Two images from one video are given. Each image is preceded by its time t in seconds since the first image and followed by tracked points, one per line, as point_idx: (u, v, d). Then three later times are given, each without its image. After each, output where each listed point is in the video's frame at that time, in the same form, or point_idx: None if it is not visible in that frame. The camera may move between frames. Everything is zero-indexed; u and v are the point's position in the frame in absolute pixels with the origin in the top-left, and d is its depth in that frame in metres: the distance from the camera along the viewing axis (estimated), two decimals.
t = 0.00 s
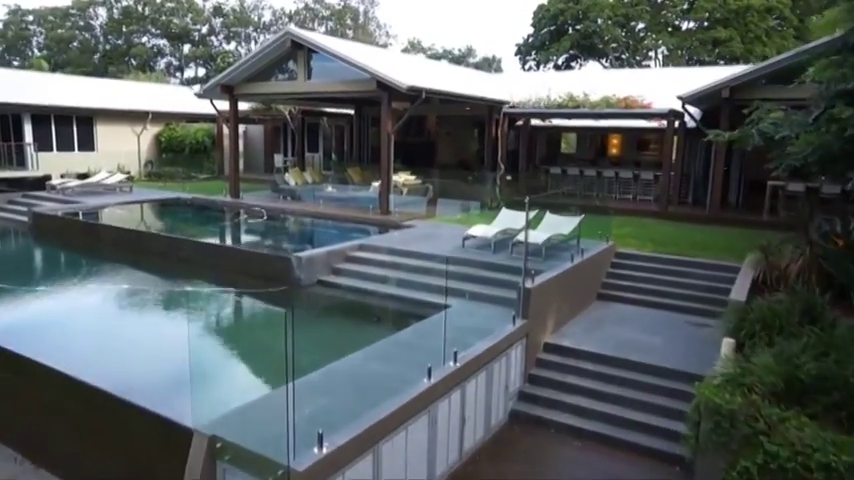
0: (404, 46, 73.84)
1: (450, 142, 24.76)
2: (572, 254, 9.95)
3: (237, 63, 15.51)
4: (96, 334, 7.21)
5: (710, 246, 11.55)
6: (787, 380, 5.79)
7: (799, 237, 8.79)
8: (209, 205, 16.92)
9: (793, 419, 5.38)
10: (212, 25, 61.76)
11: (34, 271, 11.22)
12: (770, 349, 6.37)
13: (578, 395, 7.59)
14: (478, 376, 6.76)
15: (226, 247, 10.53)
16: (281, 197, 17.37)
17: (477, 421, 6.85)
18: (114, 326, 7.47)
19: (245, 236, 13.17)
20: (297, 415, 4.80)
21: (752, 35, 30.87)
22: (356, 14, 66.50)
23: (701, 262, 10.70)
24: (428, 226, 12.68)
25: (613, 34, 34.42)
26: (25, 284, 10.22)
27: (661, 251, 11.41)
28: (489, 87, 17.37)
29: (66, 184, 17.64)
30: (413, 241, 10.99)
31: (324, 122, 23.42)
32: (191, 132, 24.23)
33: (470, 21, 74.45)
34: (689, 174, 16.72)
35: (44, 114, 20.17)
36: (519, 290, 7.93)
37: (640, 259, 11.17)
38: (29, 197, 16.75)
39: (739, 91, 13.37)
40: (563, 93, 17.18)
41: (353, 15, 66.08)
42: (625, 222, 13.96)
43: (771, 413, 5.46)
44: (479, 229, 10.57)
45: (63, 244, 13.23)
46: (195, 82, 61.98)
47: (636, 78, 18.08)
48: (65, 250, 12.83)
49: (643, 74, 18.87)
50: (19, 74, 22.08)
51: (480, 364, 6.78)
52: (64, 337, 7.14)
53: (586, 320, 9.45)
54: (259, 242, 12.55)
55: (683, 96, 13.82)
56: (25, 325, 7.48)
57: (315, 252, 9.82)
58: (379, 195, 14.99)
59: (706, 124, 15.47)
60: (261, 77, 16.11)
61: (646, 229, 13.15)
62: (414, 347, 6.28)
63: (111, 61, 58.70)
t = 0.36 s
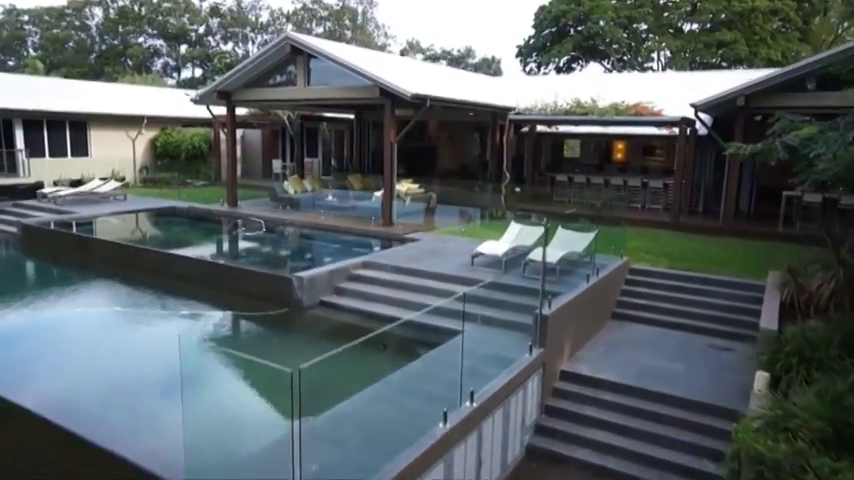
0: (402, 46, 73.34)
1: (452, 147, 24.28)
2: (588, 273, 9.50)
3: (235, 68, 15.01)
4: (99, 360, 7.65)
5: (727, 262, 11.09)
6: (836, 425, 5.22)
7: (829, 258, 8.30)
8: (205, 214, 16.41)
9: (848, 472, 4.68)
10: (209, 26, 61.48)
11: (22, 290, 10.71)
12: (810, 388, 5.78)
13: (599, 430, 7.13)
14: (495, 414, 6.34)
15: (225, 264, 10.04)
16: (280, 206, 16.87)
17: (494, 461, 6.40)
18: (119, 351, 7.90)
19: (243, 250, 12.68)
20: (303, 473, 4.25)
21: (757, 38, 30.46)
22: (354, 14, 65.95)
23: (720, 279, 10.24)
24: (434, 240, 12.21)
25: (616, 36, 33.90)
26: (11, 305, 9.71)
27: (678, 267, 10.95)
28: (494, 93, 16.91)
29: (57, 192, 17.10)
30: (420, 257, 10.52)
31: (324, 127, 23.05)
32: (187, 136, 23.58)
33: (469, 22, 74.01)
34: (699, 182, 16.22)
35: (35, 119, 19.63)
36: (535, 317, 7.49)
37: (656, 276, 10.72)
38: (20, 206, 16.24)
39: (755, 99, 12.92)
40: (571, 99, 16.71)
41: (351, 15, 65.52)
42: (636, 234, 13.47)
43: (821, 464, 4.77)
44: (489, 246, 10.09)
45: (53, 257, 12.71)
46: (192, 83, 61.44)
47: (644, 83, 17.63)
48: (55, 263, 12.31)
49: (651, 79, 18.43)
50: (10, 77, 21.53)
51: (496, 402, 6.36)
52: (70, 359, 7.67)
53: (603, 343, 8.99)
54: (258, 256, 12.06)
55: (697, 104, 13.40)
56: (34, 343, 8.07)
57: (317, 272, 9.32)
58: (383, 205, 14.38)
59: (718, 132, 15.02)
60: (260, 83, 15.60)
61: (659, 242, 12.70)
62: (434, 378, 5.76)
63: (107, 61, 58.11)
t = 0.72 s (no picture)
0: (399, 46, 72.80)
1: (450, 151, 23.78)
2: (603, 294, 9.03)
3: (229, 74, 14.48)
4: (89, 370, 7.57)
5: (744, 279, 10.64)
6: None
7: None
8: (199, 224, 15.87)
9: None
10: (203, 25, 61.05)
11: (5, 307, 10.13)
12: None
13: (620, 470, 6.66)
14: (513, 458, 5.87)
15: (219, 284, 9.54)
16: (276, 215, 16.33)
17: None
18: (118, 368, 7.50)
19: (239, 266, 12.16)
20: None
21: (759, 40, 30.16)
22: (349, 14, 65.38)
23: (739, 298, 9.80)
24: (438, 255, 11.72)
25: (616, 38, 33.45)
26: None
27: (692, 284, 10.51)
28: (497, 99, 16.43)
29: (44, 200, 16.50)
30: (424, 276, 10.03)
31: (321, 132, 22.54)
32: (181, 141, 22.98)
33: (466, 22, 73.65)
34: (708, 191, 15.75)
35: (23, 124, 19.02)
36: (552, 347, 7.02)
37: (671, 294, 10.25)
38: (6, 216, 15.66)
39: (769, 107, 12.54)
40: (576, 105, 16.23)
41: (346, 15, 64.94)
42: (646, 247, 12.96)
43: None
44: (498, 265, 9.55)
45: (39, 272, 12.14)
46: (185, 83, 60.80)
47: (650, 89, 17.18)
48: (42, 279, 11.74)
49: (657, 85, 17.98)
50: None
51: (515, 446, 5.89)
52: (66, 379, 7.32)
53: (619, 369, 8.53)
54: (254, 274, 11.53)
55: (709, 113, 12.94)
56: (32, 361, 7.77)
57: (317, 294, 8.81)
58: (383, 216, 13.72)
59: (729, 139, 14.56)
60: (256, 90, 15.10)
61: (671, 257, 12.25)
62: (454, 414, 5.30)
63: (99, 61, 57.40)
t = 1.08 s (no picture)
0: (400, 48, 72.33)
1: (453, 156, 23.28)
2: (623, 317, 8.57)
3: (228, 80, 14.00)
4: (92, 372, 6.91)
5: (767, 297, 10.17)
6: None
7: None
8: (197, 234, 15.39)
9: None
10: (202, 26, 60.69)
11: None
12: None
13: None
14: None
15: (216, 305, 9.06)
16: (275, 225, 15.80)
17: None
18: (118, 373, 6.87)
19: (238, 281, 11.66)
20: None
21: (768, 43, 29.67)
22: (350, 16, 64.93)
23: (763, 318, 9.32)
24: (445, 270, 11.24)
25: (621, 41, 32.97)
26: None
27: (712, 302, 10.04)
28: (505, 105, 15.97)
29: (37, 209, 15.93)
30: (433, 295, 9.56)
31: (322, 137, 22.09)
32: (179, 147, 22.44)
33: (468, 22, 73.19)
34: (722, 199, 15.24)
35: (17, 130, 18.54)
36: (574, 380, 6.56)
37: (691, 312, 9.76)
38: None
39: (789, 116, 12.15)
40: (585, 112, 15.76)
41: (347, 17, 64.47)
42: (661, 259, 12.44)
43: None
44: (513, 285, 9.02)
45: (30, 287, 11.66)
46: (185, 85, 60.33)
47: (661, 96, 16.71)
48: (33, 294, 11.28)
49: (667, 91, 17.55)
50: None
51: None
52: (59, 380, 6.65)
53: (641, 396, 8.06)
54: (255, 290, 11.01)
55: (726, 121, 12.50)
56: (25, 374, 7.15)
57: (321, 317, 8.34)
58: (388, 227, 13.25)
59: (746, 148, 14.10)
60: (255, 96, 14.63)
61: (687, 271, 11.78)
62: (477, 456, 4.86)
63: (98, 63, 56.85)
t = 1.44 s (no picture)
0: (403, 49, 71.73)
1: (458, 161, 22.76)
2: (651, 345, 8.02)
3: (228, 87, 13.46)
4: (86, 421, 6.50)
5: (798, 320, 9.57)
6: None
7: None
8: (196, 245, 14.85)
9: None
10: (204, 27, 60.36)
11: None
12: None
13: None
14: None
15: (212, 330, 8.54)
16: (277, 236, 15.24)
17: None
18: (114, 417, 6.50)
19: (238, 299, 11.11)
20: None
21: (780, 44, 29.02)
22: (352, 16, 64.42)
23: (798, 344, 8.71)
24: (456, 289, 10.67)
25: (629, 43, 32.38)
26: None
27: (740, 324, 9.45)
28: (515, 112, 15.41)
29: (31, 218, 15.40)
30: (444, 318, 9.00)
31: (325, 143, 21.53)
32: (179, 152, 21.89)
33: (471, 23, 72.67)
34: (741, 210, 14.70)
35: (12, 136, 18.05)
36: (604, 423, 6.04)
37: (719, 336, 9.18)
38: None
39: (817, 125, 11.57)
40: (599, 119, 15.17)
41: (349, 17, 63.94)
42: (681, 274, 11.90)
43: None
44: (529, 309, 8.47)
45: (20, 305, 11.15)
46: (186, 85, 59.86)
47: (677, 103, 16.12)
48: (23, 313, 10.77)
49: (682, 97, 16.97)
50: None
51: None
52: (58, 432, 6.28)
53: (671, 432, 7.48)
54: (255, 310, 10.46)
55: (749, 131, 11.95)
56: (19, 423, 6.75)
57: (326, 345, 7.80)
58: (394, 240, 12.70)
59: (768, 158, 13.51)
60: (256, 103, 14.09)
61: (710, 288, 11.20)
62: None
63: (98, 63, 56.21)
